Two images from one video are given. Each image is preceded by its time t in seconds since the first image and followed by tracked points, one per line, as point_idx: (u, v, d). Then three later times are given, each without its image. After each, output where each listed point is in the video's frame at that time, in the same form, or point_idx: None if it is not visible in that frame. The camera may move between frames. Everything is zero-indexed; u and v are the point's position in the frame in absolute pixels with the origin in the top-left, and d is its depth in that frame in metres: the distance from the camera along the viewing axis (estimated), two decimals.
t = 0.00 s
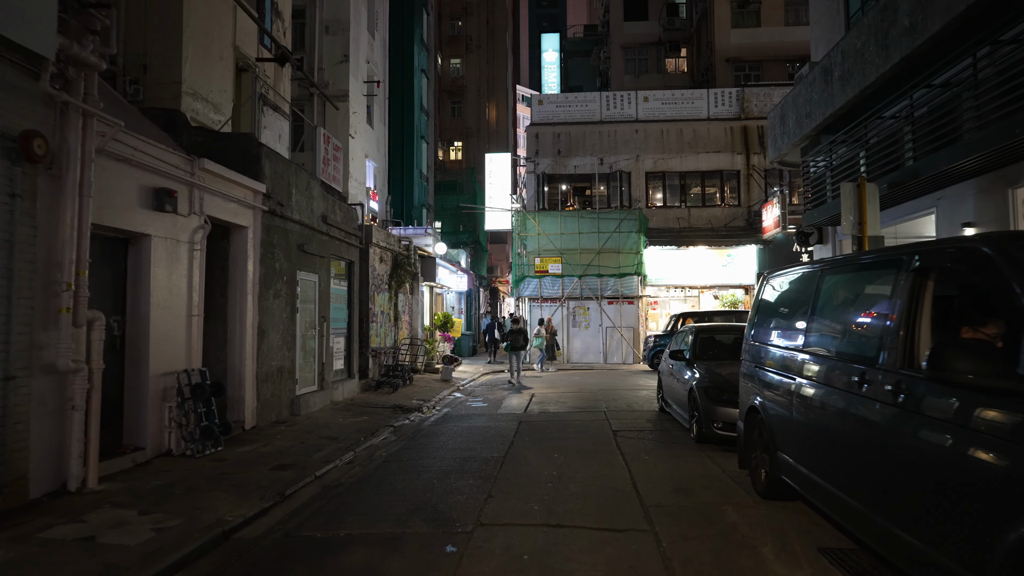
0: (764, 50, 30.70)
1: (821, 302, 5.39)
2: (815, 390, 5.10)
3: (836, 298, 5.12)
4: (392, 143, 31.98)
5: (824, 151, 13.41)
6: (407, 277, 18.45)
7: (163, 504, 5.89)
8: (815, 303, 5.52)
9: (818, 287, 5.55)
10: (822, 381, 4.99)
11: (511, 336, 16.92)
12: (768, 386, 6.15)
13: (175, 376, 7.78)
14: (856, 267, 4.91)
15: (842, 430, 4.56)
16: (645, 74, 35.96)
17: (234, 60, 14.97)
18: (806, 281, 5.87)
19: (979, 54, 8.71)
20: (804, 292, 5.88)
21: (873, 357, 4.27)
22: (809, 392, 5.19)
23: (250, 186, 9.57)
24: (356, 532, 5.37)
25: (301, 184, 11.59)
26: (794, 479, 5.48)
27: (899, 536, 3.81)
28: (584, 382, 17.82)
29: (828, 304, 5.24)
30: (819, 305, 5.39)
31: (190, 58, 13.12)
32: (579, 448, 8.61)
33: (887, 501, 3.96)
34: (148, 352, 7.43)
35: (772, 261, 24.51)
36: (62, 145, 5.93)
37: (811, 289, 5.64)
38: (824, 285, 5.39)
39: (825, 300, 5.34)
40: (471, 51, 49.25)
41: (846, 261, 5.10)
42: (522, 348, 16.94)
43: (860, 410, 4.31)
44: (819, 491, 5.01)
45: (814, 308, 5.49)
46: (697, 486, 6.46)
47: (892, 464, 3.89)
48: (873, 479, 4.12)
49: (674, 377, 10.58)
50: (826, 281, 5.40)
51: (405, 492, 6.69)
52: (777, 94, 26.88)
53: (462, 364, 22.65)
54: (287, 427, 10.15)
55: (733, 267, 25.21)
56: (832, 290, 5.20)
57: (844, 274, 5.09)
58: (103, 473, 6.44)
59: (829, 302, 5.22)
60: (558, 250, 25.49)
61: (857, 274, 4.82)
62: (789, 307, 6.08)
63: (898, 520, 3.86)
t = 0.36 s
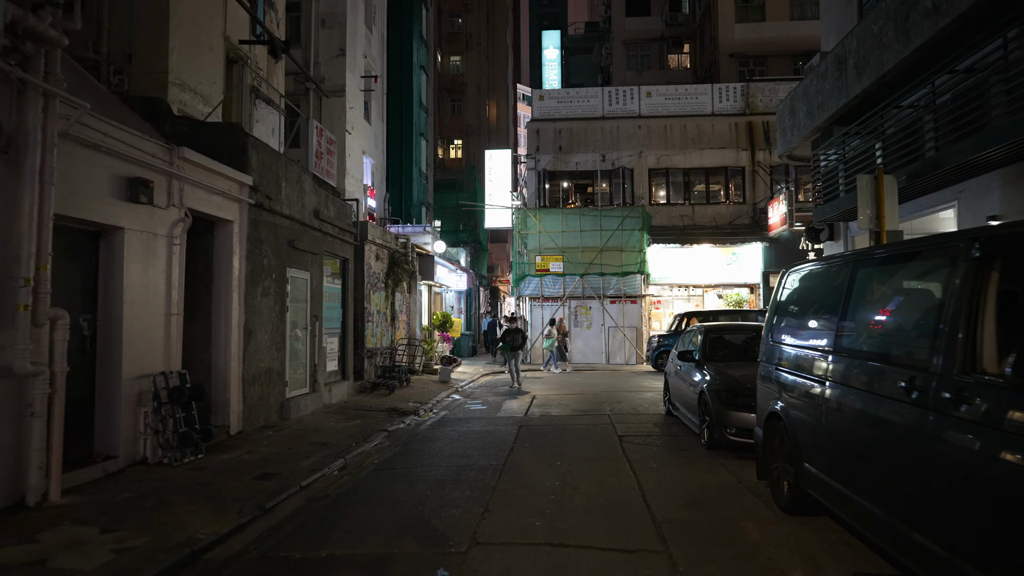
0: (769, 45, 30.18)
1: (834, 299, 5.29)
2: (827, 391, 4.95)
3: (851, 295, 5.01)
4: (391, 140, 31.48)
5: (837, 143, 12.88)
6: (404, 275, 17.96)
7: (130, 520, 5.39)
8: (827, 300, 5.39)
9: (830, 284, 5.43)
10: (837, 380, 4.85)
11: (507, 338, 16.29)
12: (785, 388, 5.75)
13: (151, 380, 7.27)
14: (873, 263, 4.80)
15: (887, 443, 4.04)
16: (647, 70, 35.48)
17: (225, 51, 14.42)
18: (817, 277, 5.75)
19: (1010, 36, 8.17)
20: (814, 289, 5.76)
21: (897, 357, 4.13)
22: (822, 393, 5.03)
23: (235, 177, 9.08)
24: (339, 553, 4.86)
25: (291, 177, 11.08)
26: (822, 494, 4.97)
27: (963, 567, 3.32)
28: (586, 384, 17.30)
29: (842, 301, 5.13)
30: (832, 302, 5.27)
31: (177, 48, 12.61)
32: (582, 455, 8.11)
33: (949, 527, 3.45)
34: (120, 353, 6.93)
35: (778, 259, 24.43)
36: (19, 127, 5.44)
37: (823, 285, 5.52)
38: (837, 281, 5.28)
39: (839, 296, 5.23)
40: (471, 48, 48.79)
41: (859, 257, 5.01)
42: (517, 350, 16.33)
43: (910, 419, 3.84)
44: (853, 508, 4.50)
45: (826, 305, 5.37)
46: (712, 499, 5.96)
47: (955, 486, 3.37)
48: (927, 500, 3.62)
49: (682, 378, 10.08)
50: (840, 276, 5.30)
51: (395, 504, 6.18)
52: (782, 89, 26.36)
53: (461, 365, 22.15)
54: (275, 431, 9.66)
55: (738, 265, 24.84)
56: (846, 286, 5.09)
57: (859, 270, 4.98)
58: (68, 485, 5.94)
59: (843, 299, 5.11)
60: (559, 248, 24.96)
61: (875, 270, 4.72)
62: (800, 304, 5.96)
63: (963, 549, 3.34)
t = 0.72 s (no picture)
0: (773, 40, 29.66)
1: (845, 298, 5.13)
2: (856, 396, 4.52)
3: (863, 293, 4.86)
4: (389, 138, 31.00)
5: (850, 135, 12.34)
6: (401, 273, 17.46)
7: (88, 539, 4.89)
8: (839, 298, 5.23)
9: (841, 282, 5.28)
10: (852, 381, 4.64)
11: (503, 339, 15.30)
12: (807, 392, 5.31)
13: (123, 382, 6.78)
14: (887, 258, 4.66)
15: (940, 460, 3.51)
16: (649, 67, 34.98)
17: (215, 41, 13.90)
18: (828, 276, 5.59)
19: None
20: (825, 287, 5.58)
21: (936, 358, 3.74)
22: (836, 394, 4.81)
23: (218, 168, 8.58)
24: None
25: (280, 169, 10.58)
26: (855, 512, 4.45)
27: None
28: (588, 385, 16.80)
29: (854, 298, 4.97)
30: (844, 300, 5.12)
31: (164, 36, 12.12)
32: (586, 463, 7.61)
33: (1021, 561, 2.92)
34: (86, 353, 6.43)
35: (784, 258, 23.99)
36: None
37: (833, 283, 5.37)
38: (848, 278, 5.12)
39: (851, 294, 5.07)
40: (471, 45, 48.30)
41: (872, 253, 4.87)
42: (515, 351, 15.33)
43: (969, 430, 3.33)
44: (894, 531, 3.99)
45: (838, 303, 5.20)
46: (729, 515, 5.45)
47: None
48: (991, 527, 3.11)
49: (691, 381, 9.56)
50: (850, 274, 5.17)
51: (382, 519, 5.67)
52: (788, 85, 25.83)
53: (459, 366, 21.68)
54: (262, 436, 9.16)
55: (744, 264, 24.40)
56: (857, 284, 4.95)
57: (872, 266, 4.83)
58: (24, 498, 5.44)
59: (856, 297, 4.95)
60: (560, 247, 24.45)
61: (890, 265, 4.57)
62: (810, 303, 5.78)
63: None
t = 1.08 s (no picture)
0: (779, 36, 29.10)
1: (860, 293, 4.89)
2: (896, 408, 4.01)
3: (877, 292, 4.63)
4: (387, 135, 30.51)
5: (867, 127, 11.77)
6: (398, 272, 16.96)
7: (38, 567, 4.39)
8: (859, 296, 4.86)
9: (866, 278, 4.84)
10: (868, 383, 4.40)
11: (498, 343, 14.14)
12: (836, 402, 4.80)
13: (91, 388, 6.28)
14: (912, 253, 4.28)
15: (1013, 488, 2.95)
16: (652, 64, 34.43)
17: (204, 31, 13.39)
18: (854, 272, 5.09)
19: None
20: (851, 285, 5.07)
21: (998, 366, 3.23)
22: (853, 398, 4.54)
23: (200, 159, 8.08)
24: None
25: (268, 162, 10.07)
26: (898, 540, 3.92)
27: None
28: (591, 388, 16.31)
29: (882, 296, 4.53)
30: (870, 299, 4.67)
31: (149, 25, 11.62)
32: (591, 475, 7.09)
33: None
34: (49, 357, 5.94)
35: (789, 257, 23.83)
36: None
37: (853, 280, 4.99)
38: (880, 275, 4.62)
39: (882, 291, 4.56)
40: (471, 43, 47.78)
41: (886, 249, 4.64)
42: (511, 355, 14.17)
43: None
44: (947, 565, 3.47)
45: (868, 301, 4.69)
46: (751, 538, 4.94)
47: None
48: None
49: (701, 385, 9.04)
50: (867, 268, 4.93)
51: (368, 540, 5.16)
52: (794, 80, 25.28)
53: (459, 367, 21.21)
54: (247, 444, 8.65)
55: (749, 263, 24.04)
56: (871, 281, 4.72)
57: (895, 262, 4.46)
58: None
59: (870, 295, 4.71)
60: (562, 246, 23.94)
61: (915, 261, 4.20)
62: (834, 303, 5.27)
63: None
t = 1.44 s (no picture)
0: (784, 30, 28.59)
1: (869, 299, 4.74)
2: (943, 419, 3.53)
3: (887, 295, 4.47)
4: (386, 133, 30.03)
5: (884, 118, 11.26)
6: (394, 271, 16.47)
7: None
8: (896, 287, 4.36)
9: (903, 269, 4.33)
10: (888, 387, 4.17)
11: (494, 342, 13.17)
12: (871, 412, 4.31)
13: (55, 394, 5.78)
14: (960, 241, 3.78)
15: None
16: (655, 60, 33.92)
17: (193, 20, 12.88)
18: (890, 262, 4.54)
19: None
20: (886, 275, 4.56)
21: None
22: (874, 400, 4.29)
23: (179, 148, 7.59)
24: None
25: (255, 154, 9.57)
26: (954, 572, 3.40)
27: None
28: (594, 390, 15.83)
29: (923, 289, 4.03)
30: (910, 292, 4.17)
31: (133, 11, 11.11)
32: (598, 487, 6.58)
33: None
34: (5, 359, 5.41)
35: (796, 255, 23.51)
36: None
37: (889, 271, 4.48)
38: (924, 264, 4.09)
39: (923, 285, 4.05)
40: (471, 40, 47.32)
41: (892, 250, 4.52)
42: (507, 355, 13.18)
43: None
44: None
45: (907, 295, 4.19)
46: (778, 563, 4.44)
47: None
48: None
49: (713, 389, 8.53)
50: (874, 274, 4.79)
51: (353, 564, 4.65)
52: (801, 76, 24.78)
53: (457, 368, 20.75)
54: (232, 452, 8.15)
55: (754, 262, 23.75)
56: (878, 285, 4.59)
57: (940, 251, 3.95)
58: None
59: (879, 298, 4.57)
60: (563, 244, 23.43)
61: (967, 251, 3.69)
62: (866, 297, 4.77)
63: None
